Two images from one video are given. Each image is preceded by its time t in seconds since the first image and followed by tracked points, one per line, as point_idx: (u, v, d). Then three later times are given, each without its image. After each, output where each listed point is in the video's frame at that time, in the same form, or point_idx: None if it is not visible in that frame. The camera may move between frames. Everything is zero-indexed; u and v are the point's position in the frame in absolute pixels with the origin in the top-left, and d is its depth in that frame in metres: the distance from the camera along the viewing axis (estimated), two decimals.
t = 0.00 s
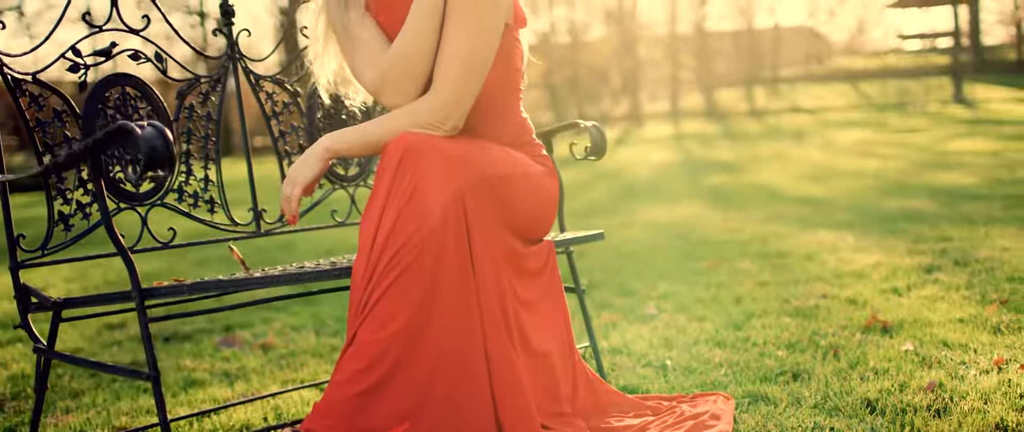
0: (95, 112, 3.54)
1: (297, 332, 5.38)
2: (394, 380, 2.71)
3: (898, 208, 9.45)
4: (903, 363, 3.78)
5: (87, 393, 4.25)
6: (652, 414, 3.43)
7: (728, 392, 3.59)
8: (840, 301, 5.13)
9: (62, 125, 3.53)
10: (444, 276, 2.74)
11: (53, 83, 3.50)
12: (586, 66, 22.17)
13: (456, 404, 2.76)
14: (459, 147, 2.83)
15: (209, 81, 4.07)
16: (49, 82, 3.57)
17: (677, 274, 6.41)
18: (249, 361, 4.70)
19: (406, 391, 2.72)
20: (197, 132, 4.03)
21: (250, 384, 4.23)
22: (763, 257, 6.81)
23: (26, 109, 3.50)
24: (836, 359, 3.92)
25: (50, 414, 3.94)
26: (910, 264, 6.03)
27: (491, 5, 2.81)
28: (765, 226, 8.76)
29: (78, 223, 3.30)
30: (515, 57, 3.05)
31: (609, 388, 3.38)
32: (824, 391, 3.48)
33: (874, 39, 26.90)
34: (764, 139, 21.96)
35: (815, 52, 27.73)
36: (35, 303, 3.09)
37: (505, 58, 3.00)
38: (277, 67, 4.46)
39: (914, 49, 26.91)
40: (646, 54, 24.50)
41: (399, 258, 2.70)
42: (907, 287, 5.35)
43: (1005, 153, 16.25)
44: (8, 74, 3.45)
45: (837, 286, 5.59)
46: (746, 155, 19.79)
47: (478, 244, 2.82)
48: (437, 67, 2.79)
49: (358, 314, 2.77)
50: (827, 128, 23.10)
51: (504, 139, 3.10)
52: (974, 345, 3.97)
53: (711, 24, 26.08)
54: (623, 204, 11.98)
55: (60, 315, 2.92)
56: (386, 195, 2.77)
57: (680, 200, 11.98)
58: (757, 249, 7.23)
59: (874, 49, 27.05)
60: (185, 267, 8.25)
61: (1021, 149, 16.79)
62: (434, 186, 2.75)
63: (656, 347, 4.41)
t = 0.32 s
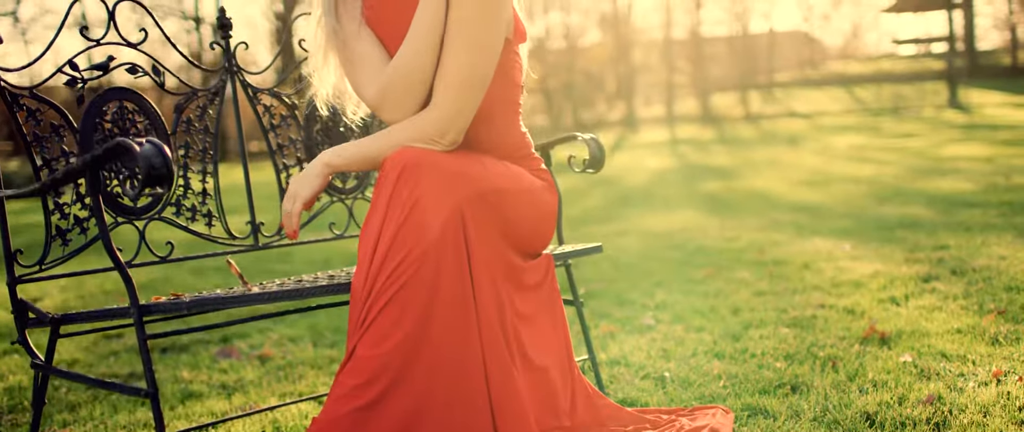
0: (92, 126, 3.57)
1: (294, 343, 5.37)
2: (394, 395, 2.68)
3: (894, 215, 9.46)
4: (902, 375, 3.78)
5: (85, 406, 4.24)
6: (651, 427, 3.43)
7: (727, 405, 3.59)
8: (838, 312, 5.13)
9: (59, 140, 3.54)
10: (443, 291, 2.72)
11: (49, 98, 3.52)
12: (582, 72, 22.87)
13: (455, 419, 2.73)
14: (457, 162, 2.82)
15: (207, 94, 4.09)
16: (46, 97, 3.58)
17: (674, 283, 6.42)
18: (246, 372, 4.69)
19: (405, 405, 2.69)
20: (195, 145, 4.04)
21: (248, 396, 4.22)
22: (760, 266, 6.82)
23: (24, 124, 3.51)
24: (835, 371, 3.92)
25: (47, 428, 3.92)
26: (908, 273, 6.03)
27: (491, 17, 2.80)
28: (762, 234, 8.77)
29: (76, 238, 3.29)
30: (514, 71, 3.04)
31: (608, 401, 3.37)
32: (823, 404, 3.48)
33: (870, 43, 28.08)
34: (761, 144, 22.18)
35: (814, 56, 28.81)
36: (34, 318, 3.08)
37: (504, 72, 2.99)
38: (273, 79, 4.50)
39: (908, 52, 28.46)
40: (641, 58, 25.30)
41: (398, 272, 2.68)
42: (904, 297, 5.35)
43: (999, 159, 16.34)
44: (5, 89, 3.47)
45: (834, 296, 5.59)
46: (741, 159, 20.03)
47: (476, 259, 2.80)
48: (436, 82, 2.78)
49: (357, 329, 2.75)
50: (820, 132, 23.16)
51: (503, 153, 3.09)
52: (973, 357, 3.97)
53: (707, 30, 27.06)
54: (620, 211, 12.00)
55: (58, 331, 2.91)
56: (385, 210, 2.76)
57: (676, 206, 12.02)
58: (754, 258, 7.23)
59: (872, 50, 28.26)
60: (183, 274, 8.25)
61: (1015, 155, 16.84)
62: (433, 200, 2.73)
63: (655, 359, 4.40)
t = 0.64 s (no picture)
0: (93, 137, 3.61)
1: (294, 352, 5.36)
2: (394, 408, 2.66)
3: (894, 222, 9.46)
4: (903, 387, 3.78)
5: (84, 417, 4.24)
6: None
7: (727, 417, 3.58)
8: (838, 322, 5.12)
9: (59, 153, 3.56)
10: (444, 304, 2.69)
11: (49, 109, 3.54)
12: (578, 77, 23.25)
13: None
14: (458, 175, 2.80)
15: (208, 105, 4.10)
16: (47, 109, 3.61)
17: (674, 292, 6.41)
18: (246, 382, 4.69)
19: (405, 419, 2.66)
20: (195, 157, 4.05)
21: (247, 406, 4.21)
22: (759, 275, 6.81)
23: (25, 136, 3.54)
24: (836, 383, 3.91)
25: None
26: (908, 282, 6.03)
27: (494, 30, 2.80)
28: (762, 241, 8.77)
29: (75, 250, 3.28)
30: (517, 84, 3.04)
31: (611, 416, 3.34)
32: (824, 416, 3.47)
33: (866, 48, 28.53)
34: (759, 149, 22.16)
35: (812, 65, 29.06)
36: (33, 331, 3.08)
37: (506, 85, 2.98)
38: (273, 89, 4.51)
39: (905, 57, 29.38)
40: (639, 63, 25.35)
41: (400, 286, 2.67)
42: (904, 307, 5.35)
43: (998, 164, 16.35)
44: (5, 101, 3.50)
45: (834, 305, 5.58)
46: (739, 164, 20.05)
47: (478, 273, 2.78)
48: (439, 97, 2.78)
49: (358, 343, 2.74)
50: (819, 138, 23.09)
51: (504, 166, 3.08)
52: (974, 368, 3.97)
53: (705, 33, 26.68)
54: (620, 217, 12.01)
55: (58, 344, 2.90)
56: (386, 224, 2.74)
57: (675, 212, 12.02)
58: (753, 266, 7.23)
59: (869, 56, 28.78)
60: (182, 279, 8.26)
61: (1014, 160, 16.84)
62: (435, 214, 2.71)
63: (655, 369, 4.40)
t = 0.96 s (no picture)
0: (96, 152, 3.67)
1: (294, 363, 5.35)
2: (395, 425, 2.66)
3: (895, 232, 9.46)
4: (906, 402, 3.78)
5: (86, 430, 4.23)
6: None
7: None
8: (839, 334, 5.12)
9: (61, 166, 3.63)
10: (447, 320, 2.69)
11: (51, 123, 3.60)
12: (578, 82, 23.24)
13: None
14: (462, 191, 2.80)
15: (211, 119, 4.13)
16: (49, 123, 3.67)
17: (675, 303, 6.41)
18: (247, 394, 4.68)
19: None
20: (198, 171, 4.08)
21: (248, 419, 4.20)
22: (760, 286, 6.81)
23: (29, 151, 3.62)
24: (838, 397, 3.91)
25: None
26: (909, 294, 6.02)
27: (500, 45, 2.80)
28: (762, 251, 8.75)
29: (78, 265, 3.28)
30: (523, 99, 3.03)
31: None
32: None
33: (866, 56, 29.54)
34: (759, 156, 22.30)
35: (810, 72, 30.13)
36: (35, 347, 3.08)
37: (512, 100, 2.98)
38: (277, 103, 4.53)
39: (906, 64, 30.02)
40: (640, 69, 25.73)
41: (402, 304, 2.66)
42: (905, 319, 5.34)
43: (997, 173, 16.39)
44: (9, 115, 3.57)
45: (836, 317, 5.58)
46: (739, 171, 20.15)
47: (480, 291, 2.76)
48: (445, 112, 2.78)
49: (361, 359, 2.74)
50: (819, 145, 23.21)
51: (509, 181, 3.07)
52: (976, 382, 3.97)
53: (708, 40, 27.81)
54: (621, 225, 12.00)
55: (60, 360, 2.91)
56: (390, 241, 2.73)
57: (675, 221, 12.05)
58: (753, 276, 7.23)
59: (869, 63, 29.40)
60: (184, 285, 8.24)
61: (1013, 169, 16.86)
62: (438, 231, 2.70)
63: (656, 382, 4.39)
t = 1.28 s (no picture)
0: (95, 165, 3.69)
1: (292, 375, 5.35)
2: None
3: (892, 242, 9.48)
4: (905, 416, 3.78)
5: None
6: None
7: None
8: (838, 347, 5.12)
9: (60, 180, 3.68)
10: (447, 336, 2.68)
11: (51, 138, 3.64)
12: (575, 89, 23.56)
13: None
14: (462, 208, 2.79)
15: (211, 133, 4.15)
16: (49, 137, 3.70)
17: (673, 314, 6.41)
18: (245, 406, 4.67)
19: None
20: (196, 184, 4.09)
21: None
22: (758, 297, 6.81)
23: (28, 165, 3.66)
24: (837, 411, 3.92)
25: None
26: (907, 306, 6.03)
27: (502, 60, 2.79)
28: (760, 262, 8.76)
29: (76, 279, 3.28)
30: (525, 116, 3.03)
31: None
32: None
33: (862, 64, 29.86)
34: (755, 164, 22.39)
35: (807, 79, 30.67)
36: (33, 362, 3.09)
37: (513, 117, 2.97)
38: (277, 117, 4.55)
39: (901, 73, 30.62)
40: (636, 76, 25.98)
41: (402, 321, 2.66)
42: (903, 331, 5.35)
43: (994, 182, 16.41)
44: (9, 129, 3.61)
45: (834, 330, 5.58)
46: (736, 178, 20.21)
47: (480, 308, 2.76)
48: (446, 128, 2.78)
49: (361, 375, 2.74)
50: (814, 154, 23.27)
51: (510, 197, 3.07)
52: (974, 396, 3.97)
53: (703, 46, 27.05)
54: (619, 234, 12.02)
55: (58, 375, 2.92)
56: (390, 257, 2.73)
57: (672, 230, 12.07)
58: (751, 288, 7.23)
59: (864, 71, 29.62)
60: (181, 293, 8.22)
61: (1009, 178, 16.90)
62: (439, 247, 2.70)
63: (655, 395, 4.39)
